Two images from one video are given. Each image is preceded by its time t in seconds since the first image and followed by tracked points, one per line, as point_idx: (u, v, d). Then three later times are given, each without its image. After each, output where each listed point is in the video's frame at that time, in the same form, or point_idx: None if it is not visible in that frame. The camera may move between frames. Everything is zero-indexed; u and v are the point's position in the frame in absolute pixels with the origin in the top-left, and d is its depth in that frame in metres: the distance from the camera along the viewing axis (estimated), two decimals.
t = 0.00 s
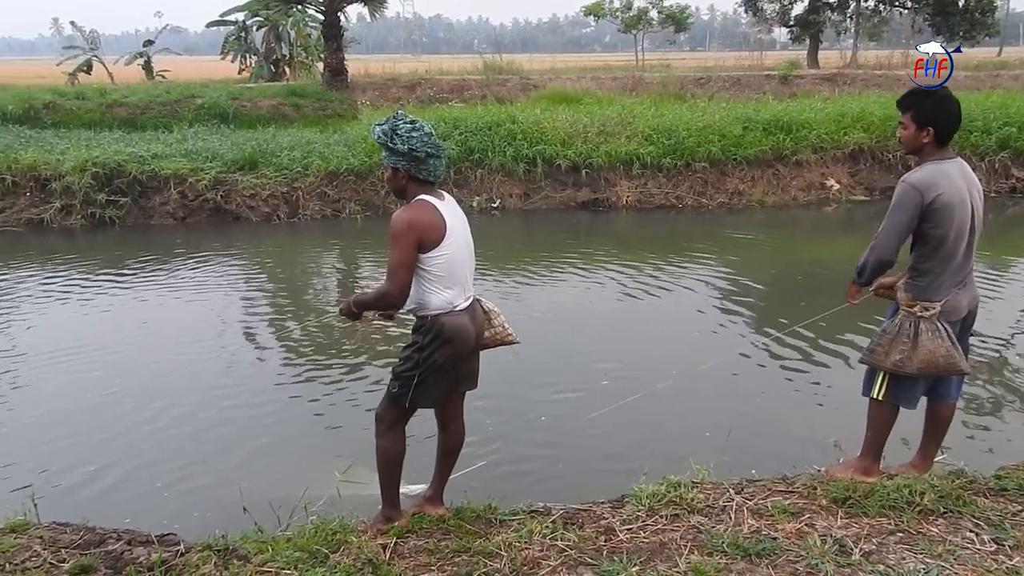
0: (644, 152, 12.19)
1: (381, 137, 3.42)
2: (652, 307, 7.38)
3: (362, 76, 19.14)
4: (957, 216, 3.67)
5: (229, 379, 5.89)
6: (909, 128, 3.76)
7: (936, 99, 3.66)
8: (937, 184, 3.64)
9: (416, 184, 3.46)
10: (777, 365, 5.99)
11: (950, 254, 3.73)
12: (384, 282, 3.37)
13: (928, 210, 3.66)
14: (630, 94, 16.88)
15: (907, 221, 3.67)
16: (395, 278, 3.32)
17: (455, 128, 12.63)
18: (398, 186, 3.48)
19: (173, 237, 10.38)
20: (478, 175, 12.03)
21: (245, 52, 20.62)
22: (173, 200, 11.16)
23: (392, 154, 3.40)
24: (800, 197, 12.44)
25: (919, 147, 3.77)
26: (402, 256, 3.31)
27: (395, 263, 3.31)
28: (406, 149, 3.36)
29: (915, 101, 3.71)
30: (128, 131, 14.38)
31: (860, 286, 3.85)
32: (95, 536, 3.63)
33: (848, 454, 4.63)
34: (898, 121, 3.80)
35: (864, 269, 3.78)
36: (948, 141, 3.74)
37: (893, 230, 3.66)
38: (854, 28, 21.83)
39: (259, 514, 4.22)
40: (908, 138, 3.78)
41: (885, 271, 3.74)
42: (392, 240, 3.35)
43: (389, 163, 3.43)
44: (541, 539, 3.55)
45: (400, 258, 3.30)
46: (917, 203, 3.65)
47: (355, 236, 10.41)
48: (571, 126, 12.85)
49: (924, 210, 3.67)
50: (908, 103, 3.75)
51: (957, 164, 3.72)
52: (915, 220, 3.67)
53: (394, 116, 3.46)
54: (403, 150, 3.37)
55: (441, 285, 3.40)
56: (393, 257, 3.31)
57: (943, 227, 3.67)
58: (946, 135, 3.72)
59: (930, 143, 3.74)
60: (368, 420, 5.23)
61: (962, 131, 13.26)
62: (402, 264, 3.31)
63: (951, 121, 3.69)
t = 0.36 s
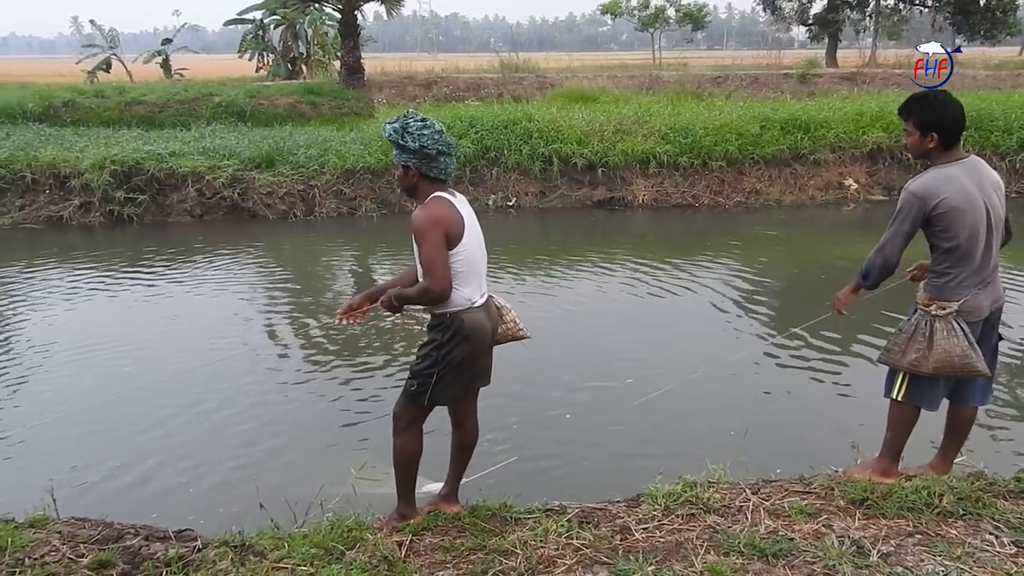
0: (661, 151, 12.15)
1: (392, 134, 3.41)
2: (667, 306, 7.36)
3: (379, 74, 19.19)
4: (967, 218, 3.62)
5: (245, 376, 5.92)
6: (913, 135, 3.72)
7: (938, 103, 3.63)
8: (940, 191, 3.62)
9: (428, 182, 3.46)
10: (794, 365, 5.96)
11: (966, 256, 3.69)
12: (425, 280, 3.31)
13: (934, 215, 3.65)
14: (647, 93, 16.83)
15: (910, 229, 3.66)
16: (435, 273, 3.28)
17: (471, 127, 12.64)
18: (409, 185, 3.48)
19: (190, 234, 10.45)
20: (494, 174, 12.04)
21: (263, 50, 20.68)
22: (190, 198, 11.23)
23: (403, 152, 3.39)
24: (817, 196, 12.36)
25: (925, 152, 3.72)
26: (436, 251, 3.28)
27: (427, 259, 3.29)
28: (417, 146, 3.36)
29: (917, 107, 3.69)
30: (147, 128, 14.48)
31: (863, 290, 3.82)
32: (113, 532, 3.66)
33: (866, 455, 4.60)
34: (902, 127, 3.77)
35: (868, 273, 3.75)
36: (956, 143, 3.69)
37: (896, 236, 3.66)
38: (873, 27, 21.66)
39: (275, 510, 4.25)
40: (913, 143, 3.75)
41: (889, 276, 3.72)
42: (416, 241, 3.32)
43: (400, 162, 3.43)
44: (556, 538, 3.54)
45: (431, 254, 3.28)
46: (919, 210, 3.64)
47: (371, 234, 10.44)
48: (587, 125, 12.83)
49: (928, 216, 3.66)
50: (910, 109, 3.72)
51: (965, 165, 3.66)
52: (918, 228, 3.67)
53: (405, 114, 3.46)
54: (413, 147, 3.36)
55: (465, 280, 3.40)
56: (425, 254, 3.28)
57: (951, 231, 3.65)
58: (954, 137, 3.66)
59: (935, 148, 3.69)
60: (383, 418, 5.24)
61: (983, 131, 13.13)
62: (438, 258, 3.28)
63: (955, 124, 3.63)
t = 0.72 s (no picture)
0: (674, 148, 12.12)
1: (397, 134, 3.40)
2: (679, 304, 7.34)
3: (392, 71, 19.21)
4: (991, 213, 3.60)
5: (258, 373, 5.94)
6: (935, 131, 3.68)
7: (960, 98, 3.59)
8: (967, 185, 3.58)
9: (434, 180, 3.45)
10: (806, 365, 5.92)
11: (988, 253, 3.67)
12: (448, 269, 3.28)
13: (961, 210, 3.61)
14: (660, 90, 16.78)
15: (939, 224, 3.60)
16: (461, 261, 3.25)
17: (483, 124, 12.64)
18: (416, 184, 3.47)
19: (204, 230, 10.49)
20: (506, 171, 12.04)
21: (276, 47, 20.72)
22: (204, 194, 11.28)
23: (409, 151, 3.39)
24: (831, 194, 12.31)
25: (948, 147, 3.69)
26: (457, 240, 3.26)
27: (450, 249, 3.26)
28: (422, 144, 3.35)
29: (938, 102, 3.65)
30: (161, 125, 14.56)
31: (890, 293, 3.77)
32: (127, 526, 3.69)
33: (881, 455, 4.58)
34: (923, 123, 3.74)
35: (896, 273, 3.71)
36: (979, 139, 3.66)
37: (926, 232, 3.59)
38: (888, 24, 21.51)
39: (288, 506, 4.27)
40: (934, 139, 3.71)
41: (917, 275, 3.68)
42: (432, 236, 3.32)
43: (407, 160, 3.42)
44: (568, 535, 3.54)
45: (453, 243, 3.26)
46: (946, 204, 3.59)
47: (384, 231, 10.46)
48: (599, 122, 12.80)
49: (954, 210, 3.61)
50: (931, 105, 3.68)
51: (988, 162, 3.63)
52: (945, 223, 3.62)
53: (411, 113, 3.45)
54: (420, 145, 3.36)
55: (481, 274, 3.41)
56: (448, 243, 3.26)
57: (976, 227, 3.62)
58: (976, 133, 3.63)
59: (958, 143, 3.66)
60: (396, 415, 5.25)
61: (1000, 129, 13.02)
62: (461, 245, 3.26)
63: (979, 119, 3.60)
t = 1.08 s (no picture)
0: (687, 145, 12.08)
1: (415, 130, 3.41)
2: (692, 302, 7.33)
3: (405, 68, 19.22)
4: None
5: (272, 368, 5.98)
6: (966, 124, 3.66)
7: (994, 91, 3.57)
8: (1010, 177, 3.52)
9: (451, 177, 3.46)
10: (820, 363, 5.90)
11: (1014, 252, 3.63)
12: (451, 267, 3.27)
13: (1002, 202, 3.54)
14: (673, 87, 16.73)
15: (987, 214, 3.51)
16: (464, 261, 3.25)
17: (496, 120, 12.64)
18: (433, 180, 3.48)
19: (218, 226, 10.56)
20: (519, 168, 12.05)
21: (289, 43, 20.76)
22: (218, 190, 11.34)
23: (427, 146, 3.40)
24: (846, 191, 12.25)
25: (977, 142, 3.67)
26: (463, 241, 3.26)
27: (457, 249, 3.26)
28: (440, 141, 3.36)
29: (971, 94, 3.62)
30: (175, 121, 14.64)
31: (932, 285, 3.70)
32: (142, 520, 3.72)
33: (894, 454, 4.56)
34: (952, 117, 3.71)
35: (941, 268, 3.63)
36: (1008, 136, 3.64)
37: (976, 223, 3.50)
38: (904, 20, 21.35)
39: (301, 502, 4.29)
40: (964, 133, 3.69)
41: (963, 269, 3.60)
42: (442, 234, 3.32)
43: (425, 157, 3.44)
44: (580, 532, 3.55)
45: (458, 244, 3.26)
46: (995, 193, 3.51)
47: (397, 228, 10.48)
48: (612, 119, 12.77)
49: (999, 200, 3.53)
50: (962, 98, 3.66)
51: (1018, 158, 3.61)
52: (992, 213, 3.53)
53: (429, 110, 3.46)
54: (437, 141, 3.36)
55: (489, 274, 3.40)
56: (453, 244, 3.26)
57: (1010, 222, 3.57)
58: (1007, 129, 3.61)
59: (989, 137, 3.64)
60: (408, 412, 5.27)
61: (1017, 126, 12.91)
62: (466, 246, 3.26)
63: (1011, 115, 3.58)
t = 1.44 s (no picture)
0: (693, 142, 12.06)
1: (427, 128, 3.42)
2: (698, 298, 7.32)
3: (411, 64, 19.22)
4: None
5: (278, 364, 6.00)
6: (975, 119, 3.64)
7: (1003, 87, 3.56)
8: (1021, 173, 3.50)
9: (463, 175, 3.46)
10: (828, 360, 5.88)
11: None
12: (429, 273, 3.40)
13: (1012, 197, 3.52)
14: (680, 83, 16.69)
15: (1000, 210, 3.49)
16: (442, 271, 3.33)
17: (503, 117, 12.64)
18: (445, 177, 3.49)
19: (224, 222, 10.59)
20: (525, 164, 12.05)
21: (296, 40, 20.76)
22: (224, 186, 11.36)
23: (438, 145, 3.41)
24: (853, 188, 12.22)
25: (987, 137, 3.65)
26: (447, 250, 3.31)
27: (441, 256, 3.33)
28: (451, 139, 3.36)
29: (979, 91, 3.61)
30: (182, 118, 14.68)
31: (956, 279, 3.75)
32: (149, 515, 3.74)
33: (902, 451, 4.55)
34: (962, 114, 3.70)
35: (964, 263, 3.66)
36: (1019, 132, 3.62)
37: (992, 219, 3.48)
38: (912, 16, 21.25)
39: (308, 498, 4.31)
40: (974, 130, 3.67)
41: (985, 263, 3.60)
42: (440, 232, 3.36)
43: (436, 155, 3.44)
44: (586, 529, 3.55)
45: (444, 251, 3.32)
46: (1006, 189, 3.49)
47: (404, 224, 10.50)
48: (619, 115, 12.75)
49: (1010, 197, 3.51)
50: (972, 93, 3.65)
51: None
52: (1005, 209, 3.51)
53: (440, 107, 3.46)
54: (448, 140, 3.37)
55: (488, 274, 3.40)
56: (440, 249, 3.33)
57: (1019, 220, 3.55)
58: (1017, 125, 3.60)
59: (998, 133, 3.62)
60: (415, 408, 5.29)
61: None
62: (449, 257, 3.32)
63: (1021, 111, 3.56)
